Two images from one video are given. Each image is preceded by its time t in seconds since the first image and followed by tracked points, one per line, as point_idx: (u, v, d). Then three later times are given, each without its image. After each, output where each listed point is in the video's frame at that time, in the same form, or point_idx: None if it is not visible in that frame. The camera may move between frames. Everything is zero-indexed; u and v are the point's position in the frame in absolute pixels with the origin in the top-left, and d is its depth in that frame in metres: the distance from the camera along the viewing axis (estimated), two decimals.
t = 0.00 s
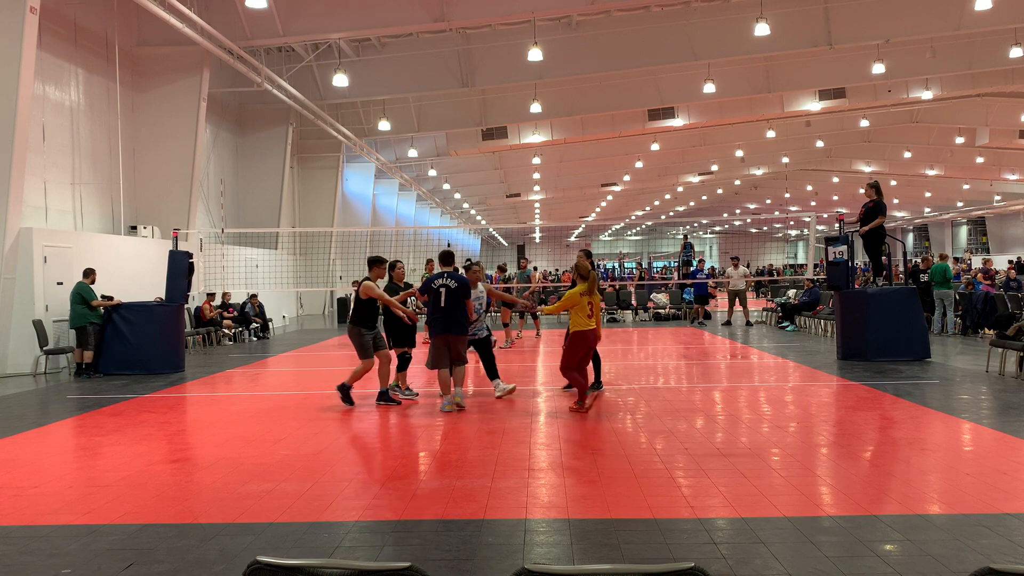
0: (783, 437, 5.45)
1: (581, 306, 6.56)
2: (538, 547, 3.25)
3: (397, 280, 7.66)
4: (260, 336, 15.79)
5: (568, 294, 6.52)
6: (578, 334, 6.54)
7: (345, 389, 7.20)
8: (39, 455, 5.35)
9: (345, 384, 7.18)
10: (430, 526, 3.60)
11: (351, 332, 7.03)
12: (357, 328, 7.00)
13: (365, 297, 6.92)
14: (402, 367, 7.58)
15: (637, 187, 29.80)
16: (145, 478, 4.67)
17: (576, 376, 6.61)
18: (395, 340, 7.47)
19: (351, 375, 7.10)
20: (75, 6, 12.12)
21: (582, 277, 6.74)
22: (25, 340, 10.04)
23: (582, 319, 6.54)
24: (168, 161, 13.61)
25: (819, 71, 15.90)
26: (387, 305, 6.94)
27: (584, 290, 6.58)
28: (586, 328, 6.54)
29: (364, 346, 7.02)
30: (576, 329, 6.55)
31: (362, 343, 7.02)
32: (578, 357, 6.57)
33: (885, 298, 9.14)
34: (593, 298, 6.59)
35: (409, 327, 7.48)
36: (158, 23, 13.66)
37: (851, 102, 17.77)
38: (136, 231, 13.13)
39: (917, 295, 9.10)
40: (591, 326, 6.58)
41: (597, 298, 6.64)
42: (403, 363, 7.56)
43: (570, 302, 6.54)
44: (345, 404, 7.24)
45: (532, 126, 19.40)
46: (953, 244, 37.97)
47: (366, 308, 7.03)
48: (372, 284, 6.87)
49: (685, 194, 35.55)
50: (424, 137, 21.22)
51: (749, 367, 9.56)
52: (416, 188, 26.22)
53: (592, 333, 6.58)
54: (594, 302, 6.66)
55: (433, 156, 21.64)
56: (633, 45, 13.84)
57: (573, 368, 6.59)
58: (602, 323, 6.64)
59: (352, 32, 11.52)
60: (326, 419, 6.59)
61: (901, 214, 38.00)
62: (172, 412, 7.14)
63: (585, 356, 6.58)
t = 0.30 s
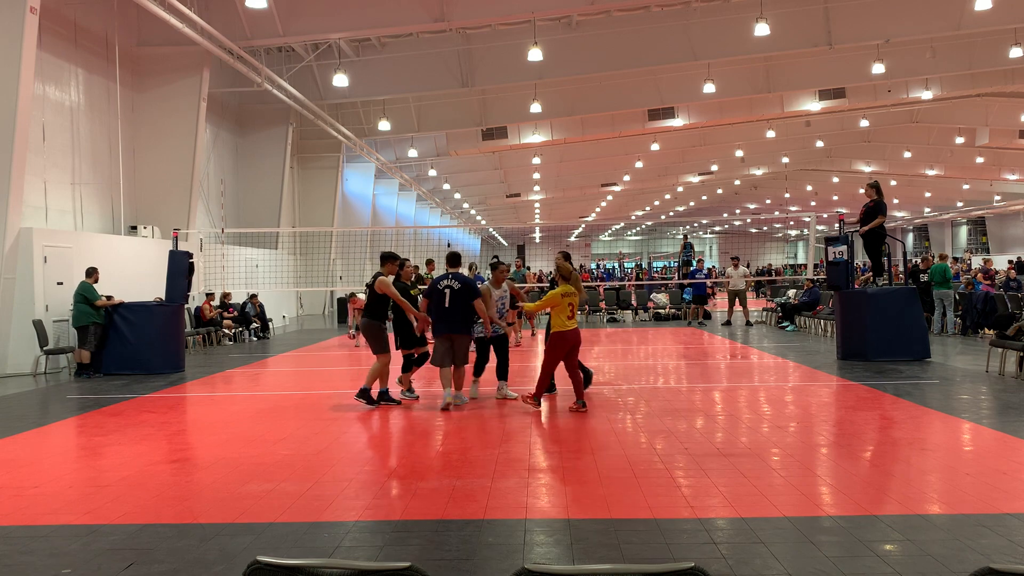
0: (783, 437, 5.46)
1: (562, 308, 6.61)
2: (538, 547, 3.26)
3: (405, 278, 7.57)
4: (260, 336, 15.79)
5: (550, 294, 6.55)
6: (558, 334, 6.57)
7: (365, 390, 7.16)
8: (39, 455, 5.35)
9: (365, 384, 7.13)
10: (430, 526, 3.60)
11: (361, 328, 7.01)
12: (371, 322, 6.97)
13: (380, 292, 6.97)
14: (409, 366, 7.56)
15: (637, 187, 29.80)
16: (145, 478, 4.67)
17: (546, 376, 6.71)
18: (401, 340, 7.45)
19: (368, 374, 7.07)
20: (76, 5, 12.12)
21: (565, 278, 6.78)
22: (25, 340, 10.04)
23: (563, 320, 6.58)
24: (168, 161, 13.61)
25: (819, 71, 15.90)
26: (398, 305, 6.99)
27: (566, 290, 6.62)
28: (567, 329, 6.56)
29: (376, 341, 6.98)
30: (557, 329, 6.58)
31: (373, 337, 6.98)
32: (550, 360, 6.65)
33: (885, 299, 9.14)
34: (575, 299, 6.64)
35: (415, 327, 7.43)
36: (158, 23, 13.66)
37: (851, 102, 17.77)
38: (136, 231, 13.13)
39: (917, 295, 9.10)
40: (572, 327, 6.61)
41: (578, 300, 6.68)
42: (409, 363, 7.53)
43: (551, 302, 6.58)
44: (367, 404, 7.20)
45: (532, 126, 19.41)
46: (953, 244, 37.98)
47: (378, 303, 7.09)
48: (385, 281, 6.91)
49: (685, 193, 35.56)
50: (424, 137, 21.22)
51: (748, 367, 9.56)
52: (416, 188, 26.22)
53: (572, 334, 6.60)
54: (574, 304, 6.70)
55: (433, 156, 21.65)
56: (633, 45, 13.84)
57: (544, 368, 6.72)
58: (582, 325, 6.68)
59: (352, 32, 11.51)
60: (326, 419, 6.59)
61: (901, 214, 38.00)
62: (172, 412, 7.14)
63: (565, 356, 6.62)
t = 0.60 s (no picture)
0: (783, 437, 5.46)
1: (539, 308, 6.72)
2: (537, 547, 3.26)
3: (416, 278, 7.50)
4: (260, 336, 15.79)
5: (528, 295, 6.66)
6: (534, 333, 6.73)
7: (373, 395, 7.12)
8: (39, 455, 5.35)
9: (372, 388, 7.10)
10: (430, 526, 3.60)
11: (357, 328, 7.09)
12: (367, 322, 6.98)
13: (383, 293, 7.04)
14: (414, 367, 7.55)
15: (637, 187, 29.80)
16: (145, 478, 4.67)
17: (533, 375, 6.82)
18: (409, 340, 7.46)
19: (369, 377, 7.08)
20: (76, 6, 12.13)
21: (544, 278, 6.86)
22: (25, 340, 10.04)
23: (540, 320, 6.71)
24: (168, 161, 13.61)
25: (819, 71, 15.90)
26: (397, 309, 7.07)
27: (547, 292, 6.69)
28: (543, 328, 6.72)
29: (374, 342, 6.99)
30: (533, 328, 6.73)
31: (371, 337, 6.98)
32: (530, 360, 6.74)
33: (885, 298, 9.14)
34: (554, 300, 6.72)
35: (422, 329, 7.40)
36: (159, 23, 13.68)
37: (851, 102, 17.77)
38: (136, 231, 13.13)
39: (917, 295, 9.11)
40: (549, 326, 6.75)
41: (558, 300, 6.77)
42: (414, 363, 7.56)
43: (529, 302, 6.69)
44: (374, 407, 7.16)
45: (532, 126, 19.41)
46: (953, 244, 37.98)
47: (382, 304, 7.12)
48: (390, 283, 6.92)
49: (685, 194, 35.56)
50: (423, 138, 21.22)
51: (748, 367, 9.56)
52: (416, 188, 26.22)
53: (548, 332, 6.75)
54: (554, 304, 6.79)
55: (433, 157, 21.65)
56: (633, 45, 13.85)
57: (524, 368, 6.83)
58: (560, 323, 6.83)
59: (352, 32, 11.51)
60: (326, 419, 6.59)
61: (901, 214, 38.00)
62: (172, 412, 7.14)
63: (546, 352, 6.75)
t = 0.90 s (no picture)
0: (783, 436, 5.46)
1: (526, 306, 6.72)
2: (537, 547, 3.26)
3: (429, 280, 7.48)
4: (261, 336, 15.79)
5: (513, 294, 6.70)
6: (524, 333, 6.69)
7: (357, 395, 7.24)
8: (39, 455, 5.35)
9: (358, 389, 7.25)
10: (430, 526, 3.60)
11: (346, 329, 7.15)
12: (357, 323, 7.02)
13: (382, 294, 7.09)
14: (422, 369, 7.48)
15: (637, 187, 29.80)
16: (145, 478, 4.67)
17: (530, 375, 6.81)
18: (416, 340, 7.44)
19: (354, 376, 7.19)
20: (76, 6, 12.13)
21: (527, 277, 6.90)
22: (25, 340, 10.04)
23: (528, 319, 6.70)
24: (168, 161, 13.61)
25: (819, 71, 15.89)
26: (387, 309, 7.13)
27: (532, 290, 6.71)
28: (532, 326, 6.70)
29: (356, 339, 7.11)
30: (523, 327, 6.71)
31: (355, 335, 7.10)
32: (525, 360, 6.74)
33: (885, 298, 9.15)
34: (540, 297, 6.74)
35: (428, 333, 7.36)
36: (158, 23, 13.68)
37: (851, 102, 17.76)
38: (136, 231, 13.13)
39: (916, 295, 9.11)
40: (538, 323, 6.75)
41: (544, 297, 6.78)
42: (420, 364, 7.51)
43: (514, 302, 6.71)
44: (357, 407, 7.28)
45: (532, 126, 19.40)
46: (953, 244, 37.98)
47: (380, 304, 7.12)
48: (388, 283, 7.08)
49: (685, 194, 35.56)
50: (423, 138, 21.22)
51: (748, 367, 9.57)
52: (416, 188, 26.22)
53: (538, 329, 6.75)
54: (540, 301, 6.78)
55: (433, 156, 21.64)
56: (632, 45, 13.85)
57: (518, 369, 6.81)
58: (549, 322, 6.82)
59: (352, 32, 11.51)
60: (325, 419, 6.58)
61: (901, 214, 38.00)
62: (172, 412, 7.15)
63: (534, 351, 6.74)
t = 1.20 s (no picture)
0: (783, 437, 5.46)
1: (513, 307, 6.76)
2: (537, 547, 3.26)
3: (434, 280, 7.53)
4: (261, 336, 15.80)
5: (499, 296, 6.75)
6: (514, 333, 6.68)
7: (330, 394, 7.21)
8: (39, 455, 5.35)
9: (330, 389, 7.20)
10: (430, 526, 3.59)
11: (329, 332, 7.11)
12: (346, 325, 7.07)
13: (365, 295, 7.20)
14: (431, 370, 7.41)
15: (637, 187, 29.80)
16: (145, 478, 4.67)
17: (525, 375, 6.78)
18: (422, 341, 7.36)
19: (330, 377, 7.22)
20: (76, 6, 12.12)
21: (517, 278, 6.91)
22: (25, 340, 10.04)
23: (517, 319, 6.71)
24: (168, 161, 13.61)
25: (819, 71, 15.89)
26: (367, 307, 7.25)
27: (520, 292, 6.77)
28: (521, 327, 6.71)
29: (338, 341, 7.11)
30: (512, 329, 6.71)
31: (338, 337, 7.10)
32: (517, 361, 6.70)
33: (885, 298, 9.15)
34: (528, 298, 6.79)
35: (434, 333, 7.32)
36: (158, 23, 13.69)
37: (851, 102, 17.76)
38: (136, 231, 13.13)
39: (917, 295, 9.12)
40: (527, 324, 6.77)
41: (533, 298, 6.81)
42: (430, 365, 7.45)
43: (502, 303, 6.75)
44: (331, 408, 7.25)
45: (532, 126, 19.40)
46: (953, 244, 37.98)
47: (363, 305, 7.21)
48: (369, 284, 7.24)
49: (685, 193, 35.56)
50: (423, 138, 21.22)
51: (748, 367, 9.57)
52: (416, 187, 26.22)
53: (527, 330, 6.76)
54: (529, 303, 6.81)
55: (433, 156, 21.64)
56: (632, 45, 13.85)
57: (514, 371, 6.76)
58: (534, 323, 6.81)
59: (352, 32, 11.51)
60: (325, 420, 6.58)
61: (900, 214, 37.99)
62: (172, 412, 7.15)
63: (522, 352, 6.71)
